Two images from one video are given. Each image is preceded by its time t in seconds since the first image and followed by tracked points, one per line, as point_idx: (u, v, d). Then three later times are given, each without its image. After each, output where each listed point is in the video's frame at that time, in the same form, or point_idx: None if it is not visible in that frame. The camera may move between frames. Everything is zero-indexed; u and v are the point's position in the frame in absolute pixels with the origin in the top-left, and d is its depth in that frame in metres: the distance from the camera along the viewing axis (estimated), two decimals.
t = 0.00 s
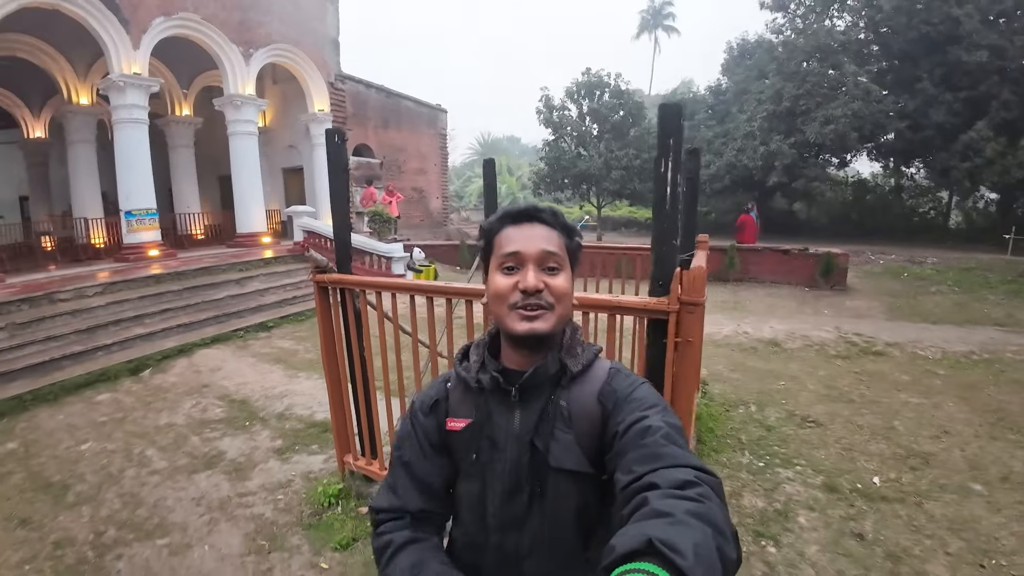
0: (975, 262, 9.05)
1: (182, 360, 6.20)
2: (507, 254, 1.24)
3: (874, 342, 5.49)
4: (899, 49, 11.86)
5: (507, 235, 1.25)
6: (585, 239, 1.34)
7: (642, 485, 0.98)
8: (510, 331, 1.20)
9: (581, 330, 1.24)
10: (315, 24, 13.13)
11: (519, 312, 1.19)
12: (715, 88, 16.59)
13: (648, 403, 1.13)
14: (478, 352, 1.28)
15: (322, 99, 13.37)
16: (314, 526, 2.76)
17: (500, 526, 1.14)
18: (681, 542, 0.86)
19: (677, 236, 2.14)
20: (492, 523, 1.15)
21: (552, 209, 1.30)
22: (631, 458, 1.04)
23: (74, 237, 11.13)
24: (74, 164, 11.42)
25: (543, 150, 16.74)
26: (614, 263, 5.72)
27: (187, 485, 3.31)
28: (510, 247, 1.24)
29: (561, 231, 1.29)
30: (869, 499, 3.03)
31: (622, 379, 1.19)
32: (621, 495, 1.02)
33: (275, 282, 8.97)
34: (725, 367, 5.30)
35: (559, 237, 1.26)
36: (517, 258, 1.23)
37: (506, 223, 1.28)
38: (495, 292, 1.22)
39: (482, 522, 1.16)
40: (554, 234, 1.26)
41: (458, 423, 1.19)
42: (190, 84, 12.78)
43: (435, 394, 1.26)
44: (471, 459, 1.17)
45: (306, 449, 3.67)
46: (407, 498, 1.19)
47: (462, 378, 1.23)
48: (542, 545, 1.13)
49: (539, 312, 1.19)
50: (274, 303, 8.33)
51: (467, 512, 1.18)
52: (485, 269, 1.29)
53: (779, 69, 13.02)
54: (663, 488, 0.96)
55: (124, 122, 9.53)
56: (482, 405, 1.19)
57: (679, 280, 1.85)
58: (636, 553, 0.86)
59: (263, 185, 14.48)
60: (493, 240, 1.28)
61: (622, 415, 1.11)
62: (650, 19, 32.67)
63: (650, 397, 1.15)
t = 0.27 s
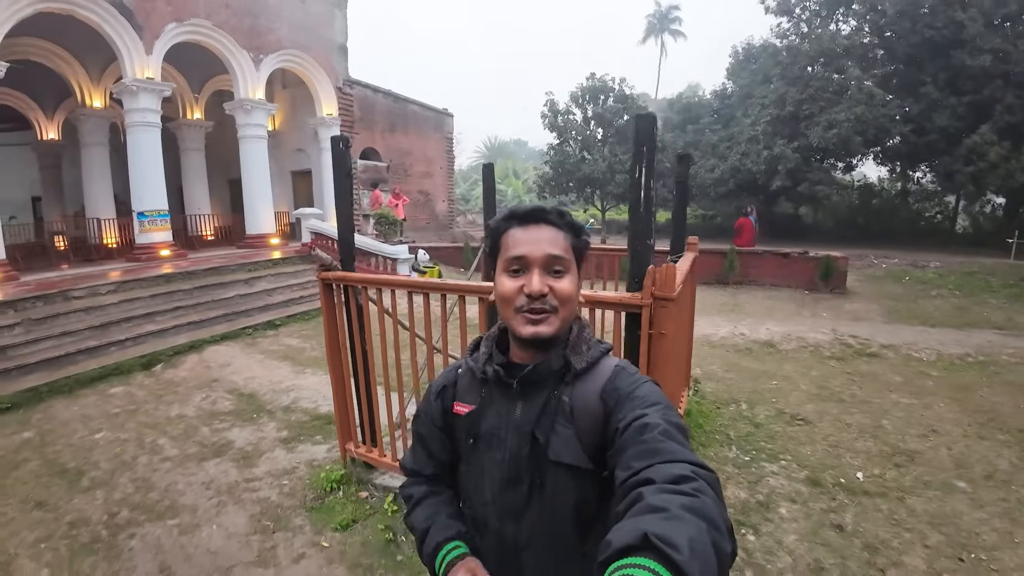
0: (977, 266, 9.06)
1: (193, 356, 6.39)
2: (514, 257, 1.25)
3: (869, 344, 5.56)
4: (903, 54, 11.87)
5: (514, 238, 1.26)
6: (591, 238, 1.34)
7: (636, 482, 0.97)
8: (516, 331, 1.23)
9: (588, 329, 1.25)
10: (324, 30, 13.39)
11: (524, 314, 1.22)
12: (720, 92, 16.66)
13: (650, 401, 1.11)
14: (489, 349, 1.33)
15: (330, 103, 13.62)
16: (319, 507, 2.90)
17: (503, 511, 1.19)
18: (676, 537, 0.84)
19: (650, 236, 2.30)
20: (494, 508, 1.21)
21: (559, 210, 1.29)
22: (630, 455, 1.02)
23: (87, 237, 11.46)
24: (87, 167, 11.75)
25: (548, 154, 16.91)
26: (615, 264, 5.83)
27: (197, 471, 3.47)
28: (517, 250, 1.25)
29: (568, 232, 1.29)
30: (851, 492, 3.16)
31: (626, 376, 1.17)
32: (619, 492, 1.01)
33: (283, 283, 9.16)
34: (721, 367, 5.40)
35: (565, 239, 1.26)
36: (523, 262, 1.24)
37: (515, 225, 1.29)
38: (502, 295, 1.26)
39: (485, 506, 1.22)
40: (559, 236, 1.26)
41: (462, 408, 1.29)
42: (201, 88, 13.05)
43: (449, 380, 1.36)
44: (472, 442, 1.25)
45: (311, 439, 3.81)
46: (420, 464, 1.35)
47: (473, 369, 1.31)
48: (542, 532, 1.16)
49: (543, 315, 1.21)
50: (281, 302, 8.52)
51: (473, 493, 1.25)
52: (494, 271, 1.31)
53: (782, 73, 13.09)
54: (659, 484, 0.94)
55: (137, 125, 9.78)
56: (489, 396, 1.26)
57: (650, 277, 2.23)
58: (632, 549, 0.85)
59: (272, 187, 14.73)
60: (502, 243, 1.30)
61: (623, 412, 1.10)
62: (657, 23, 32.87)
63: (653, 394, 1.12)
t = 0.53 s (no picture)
0: (983, 271, 9.08)
1: (206, 350, 6.57)
2: (527, 262, 1.23)
3: (870, 345, 5.63)
4: (912, 59, 11.85)
5: (526, 242, 1.24)
6: (604, 238, 1.31)
7: (649, 482, 0.94)
8: (531, 335, 1.21)
9: (605, 330, 1.22)
10: (336, 34, 13.62)
11: (539, 317, 1.19)
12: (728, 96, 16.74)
13: (665, 402, 1.08)
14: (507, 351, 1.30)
15: (341, 105, 13.81)
16: (331, 490, 3.04)
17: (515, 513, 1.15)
18: (691, 539, 0.81)
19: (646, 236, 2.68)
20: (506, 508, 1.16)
21: (570, 211, 1.27)
22: (643, 455, 0.99)
23: (102, 234, 11.79)
24: (102, 166, 12.06)
25: (556, 156, 17.07)
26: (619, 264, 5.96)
27: (212, 457, 3.62)
28: (530, 255, 1.22)
29: (580, 233, 1.26)
30: (844, 485, 3.28)
31: (642, 377, 1.13)
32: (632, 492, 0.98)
33: (294, 280, 9.35)
34: (722, 366, 5.49)
35: (577, 241, 1.23)
36: (535, 265, 1.22)
37: (526, 229, 1.26)
38: (516, 300, 1.23)
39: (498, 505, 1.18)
40: (571, 239, 1.23)
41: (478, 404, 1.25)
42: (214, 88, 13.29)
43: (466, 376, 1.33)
44: (488, 439, 1.21)
45: (322, 428, 3.95)
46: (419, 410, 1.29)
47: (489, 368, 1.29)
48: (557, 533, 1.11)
49: (558, 318, 1.19)
50: (292, 299, 8.71)
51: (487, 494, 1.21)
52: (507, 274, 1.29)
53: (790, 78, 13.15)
54: (672, 485, 0.91)
55: (152, 125, 10.02)
56: (504, 395, 1.22)
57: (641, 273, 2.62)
58: (646, 551, 0.82)
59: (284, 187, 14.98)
60: (514, 247, 1.27)
61: (638, 414, 1.06)
62: (665, 27, 33.04)
63: (668, 396, 1.09)
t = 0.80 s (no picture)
0: (999, 278, 8.99)
1: (229, 345, 6.83)
2: (536, 278, 1.29)
3: (879, 351, 5.67)
4: (929, 64, 11.68)
5: (535, 260, 1.30)
6: (614, 257, 1.36)
7: (664, 502, 0.98)
8: (540, 349, 1.24)
9: (616, 347, 1.24)
10: (356, 38, 13.92)
11: (549, 332, 1.23)
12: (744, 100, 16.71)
13: (679, 421, 1.09)
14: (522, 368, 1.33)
15: (360, 108, 14.12)
16: (351, 477, 3.23)
17: (530, 533, 1.15)
18: (709, 560, 0.85)
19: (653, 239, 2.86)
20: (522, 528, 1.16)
21: (580, 230, 1.33)
22: (658, 476, 1.02)
23: (127, 232, 12.23)
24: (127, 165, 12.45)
25: (571, 160, 17.22)
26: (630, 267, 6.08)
27: (237, 445, 3.82)
28: (540, 270, 1.28)
29: (590, 252, 1.31)
30: (845, 485, 3.40)
31: (655, 396, 1.15)
32: (648, 513, 1.00)
33: (313, 279, 9.60)
34: (731, 369, 5.57)
35: (587, 258, 1.29)
36: (545, 282, 1.27)
37: (537, 248, 1.32)
38: (527, 314, 1.28)
39: (513, 526, 1.18)
40: (581, 256, 1.29)
41: (491, 424, 1.25)
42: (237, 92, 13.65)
43: (480, 395, 1.34)
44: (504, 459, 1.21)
45: (343, 421, 4.14)
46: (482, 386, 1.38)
47: (503, 385, 1.31)
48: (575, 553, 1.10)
49: (567, 333, 1.23)
50: (312, 297, 8.96)
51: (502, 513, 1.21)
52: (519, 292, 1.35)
53: (806, 82, 13.13)
54: (687, 505, 0.95)
55: (177, 127, 10.38)
56: (517, 415, 1.24)
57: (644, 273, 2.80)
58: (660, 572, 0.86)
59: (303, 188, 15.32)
60: (526, 264, 1.33)
61: (651, 434, 1.08)
62: (682, 29, 33.03)
63: (681, 415, 1.11)
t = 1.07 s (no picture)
0: None
1: (266, 340, 7.19)
2: (544, 283, 1.29)
3: (904, 359, 5.63)
4: (964, 68, 11.37)
5: (543, 264, 1.30)
6: (620, 266, 1.38)
7: (654, 507, 0.99)
8: (544, 355, 1.26)
9: (616, 355, 1.27)
10: (388, 46, 14.36)
11: (554, 338, 1.25)
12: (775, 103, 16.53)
13: (674, 428, 1.10)
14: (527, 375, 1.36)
15: (391, 113, 14.58)
16: (380, 465, 3.46)
17: (525, 534, 1.20)
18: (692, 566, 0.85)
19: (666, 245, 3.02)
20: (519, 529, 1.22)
21: (590, 238, 1.34)
22: (648, 482, 1.04)
23: (169, 231, 12.89)
24: (168, 166, 13.08)
25: (598, 164, 17.32)
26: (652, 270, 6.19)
27: (273, 433, 4.09)
28: (547, 276, 1.29)
29: (599, 260, 1.33)
30: (858, 489, 3.45)
31: (653, 404, 1.16)
32: (638, 519, 1.02)
33: (345, 279, 9.96)
34: (752, 374, 5.61)
35: (594, 266, 1.30)
36: (553, 287, 1.28)
37: (547, 252, 1.32)
38: (533, 318, 1.29)
39: (509, 526, 1.24)
40: (589, 263, 1.30)
41: (493, 427, 1.32)
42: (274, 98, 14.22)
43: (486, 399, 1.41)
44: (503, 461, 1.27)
45: (372, 413, 4.38)
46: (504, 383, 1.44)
47: (507, 391, 1.35)
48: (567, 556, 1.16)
49: (572, 340, 1.24)
50: (343, 297, 9.32)
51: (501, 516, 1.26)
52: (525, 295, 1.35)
53: (838, 86, 12.87)
54: (676, 511, 0.96)
55: (218, 132, 10.92)
56: (517, 419, 1.29)
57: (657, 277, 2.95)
58: None
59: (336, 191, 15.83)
60: (534, 267, 1.33)
61: (645, 441, 1.10)
62: (712, 32, 32.79)
63: (677, 422, 1.12)
